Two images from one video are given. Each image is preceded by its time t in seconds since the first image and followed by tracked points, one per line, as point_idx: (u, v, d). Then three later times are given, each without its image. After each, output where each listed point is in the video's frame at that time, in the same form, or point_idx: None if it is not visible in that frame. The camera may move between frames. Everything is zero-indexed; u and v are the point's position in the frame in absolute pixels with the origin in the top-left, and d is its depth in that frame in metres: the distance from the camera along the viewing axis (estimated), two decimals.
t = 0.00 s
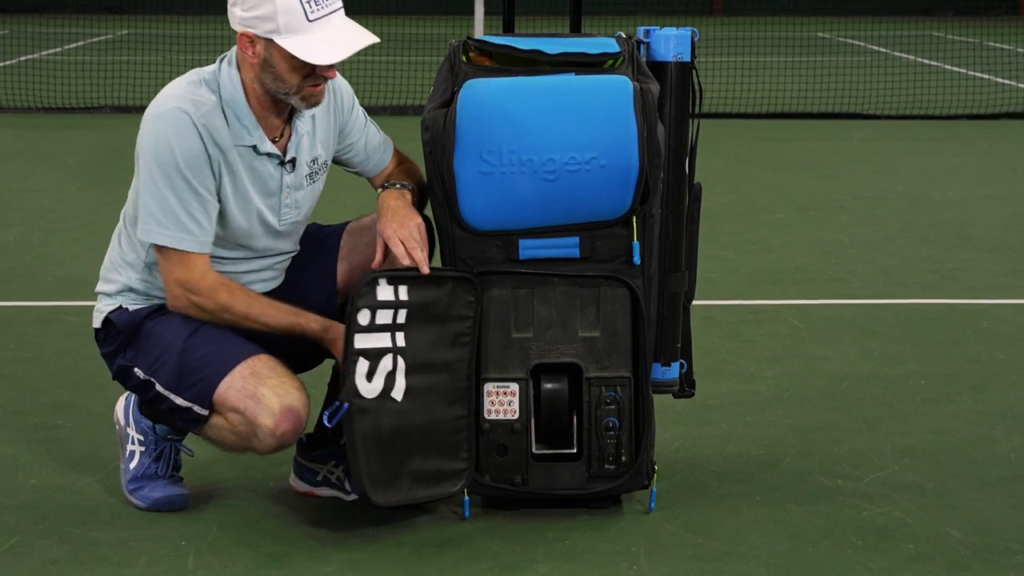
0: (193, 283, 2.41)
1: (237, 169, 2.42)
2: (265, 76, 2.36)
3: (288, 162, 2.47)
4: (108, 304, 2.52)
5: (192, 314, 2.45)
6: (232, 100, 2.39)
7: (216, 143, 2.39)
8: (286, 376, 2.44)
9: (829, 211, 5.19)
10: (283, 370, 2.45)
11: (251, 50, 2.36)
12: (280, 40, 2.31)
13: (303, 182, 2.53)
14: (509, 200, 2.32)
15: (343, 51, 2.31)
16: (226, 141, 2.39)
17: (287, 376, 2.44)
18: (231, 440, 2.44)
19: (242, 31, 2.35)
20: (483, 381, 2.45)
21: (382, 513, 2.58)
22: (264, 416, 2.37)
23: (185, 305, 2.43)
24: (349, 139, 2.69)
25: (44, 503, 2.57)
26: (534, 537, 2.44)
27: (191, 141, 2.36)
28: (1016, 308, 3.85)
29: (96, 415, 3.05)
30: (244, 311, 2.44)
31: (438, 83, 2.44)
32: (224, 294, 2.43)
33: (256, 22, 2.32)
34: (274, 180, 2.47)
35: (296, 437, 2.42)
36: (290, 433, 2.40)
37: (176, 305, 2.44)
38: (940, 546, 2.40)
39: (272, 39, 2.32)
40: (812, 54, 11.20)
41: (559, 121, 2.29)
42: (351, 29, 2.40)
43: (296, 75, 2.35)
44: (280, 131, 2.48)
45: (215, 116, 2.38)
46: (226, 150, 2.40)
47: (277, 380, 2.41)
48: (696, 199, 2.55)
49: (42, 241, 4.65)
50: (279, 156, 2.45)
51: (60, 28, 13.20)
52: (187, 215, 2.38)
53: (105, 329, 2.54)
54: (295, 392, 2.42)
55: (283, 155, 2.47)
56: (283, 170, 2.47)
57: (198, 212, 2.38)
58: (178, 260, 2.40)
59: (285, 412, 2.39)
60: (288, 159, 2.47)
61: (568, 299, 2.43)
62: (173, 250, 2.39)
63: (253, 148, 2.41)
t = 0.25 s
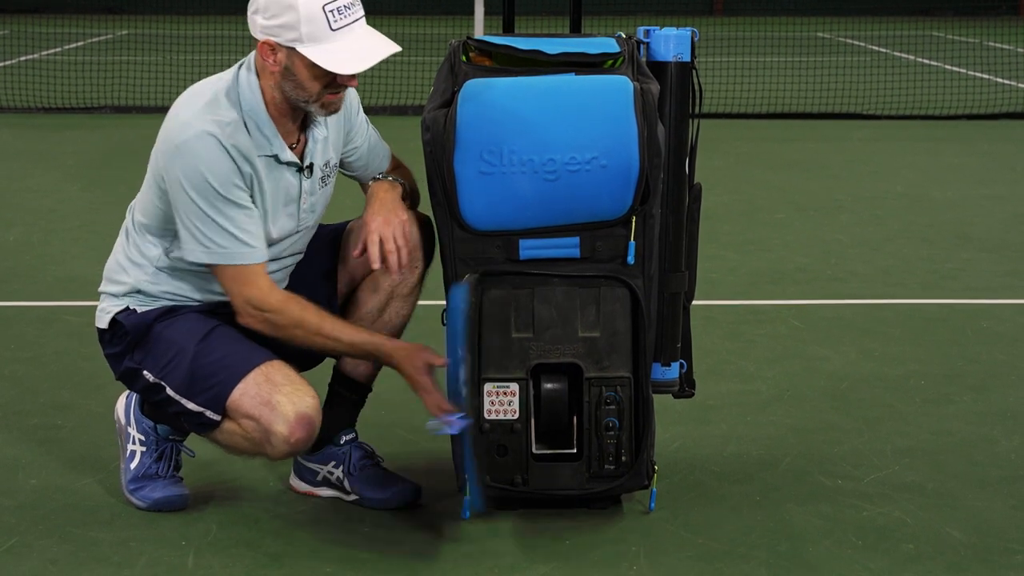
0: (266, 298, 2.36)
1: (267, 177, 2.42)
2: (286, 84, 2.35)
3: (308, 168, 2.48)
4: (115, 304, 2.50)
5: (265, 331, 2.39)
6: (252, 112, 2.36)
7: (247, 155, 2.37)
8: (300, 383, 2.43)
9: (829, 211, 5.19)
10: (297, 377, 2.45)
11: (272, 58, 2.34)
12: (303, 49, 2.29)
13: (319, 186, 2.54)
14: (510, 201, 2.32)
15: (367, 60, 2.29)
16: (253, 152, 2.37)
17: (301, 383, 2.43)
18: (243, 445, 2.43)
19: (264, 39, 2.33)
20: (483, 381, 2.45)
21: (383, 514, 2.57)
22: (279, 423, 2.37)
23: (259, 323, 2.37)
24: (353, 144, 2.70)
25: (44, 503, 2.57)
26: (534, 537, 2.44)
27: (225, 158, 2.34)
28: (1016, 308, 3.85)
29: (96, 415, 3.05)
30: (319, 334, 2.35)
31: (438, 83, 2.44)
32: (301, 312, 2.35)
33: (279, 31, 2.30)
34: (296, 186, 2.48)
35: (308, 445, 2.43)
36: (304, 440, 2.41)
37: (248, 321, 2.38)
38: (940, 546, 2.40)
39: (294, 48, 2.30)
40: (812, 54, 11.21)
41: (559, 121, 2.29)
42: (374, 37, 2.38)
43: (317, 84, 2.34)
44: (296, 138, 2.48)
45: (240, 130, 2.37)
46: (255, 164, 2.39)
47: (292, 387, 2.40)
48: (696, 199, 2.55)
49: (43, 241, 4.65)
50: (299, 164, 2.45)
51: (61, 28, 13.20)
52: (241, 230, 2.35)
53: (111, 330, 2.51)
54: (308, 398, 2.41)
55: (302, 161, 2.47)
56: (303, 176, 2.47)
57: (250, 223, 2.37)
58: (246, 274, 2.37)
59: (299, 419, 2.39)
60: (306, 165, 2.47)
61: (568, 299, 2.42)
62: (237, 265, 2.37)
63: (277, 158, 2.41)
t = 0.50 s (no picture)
0: (321, 300, 2.37)
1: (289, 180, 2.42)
2: (302, 87, 2.34)
3: (320, 170, 2.49)
4: (118, 304, 2.50)
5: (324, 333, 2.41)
6: (273, 118, 2.36)
7: (273, 161, 2.37)
8: (307, 384, 2.43)
9: (830, 211, 5.19)
10: (304, 378, 2.45)
11: (288, 60, 2.33)
12: (319, 50, 2.29)
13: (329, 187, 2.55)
14: (510, 201, 2.31)
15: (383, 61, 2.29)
16: (278, 157, 2.37)
17: (308, 384, 2.44)
18: (248, 445, 2.43)
19: (279, 41, 2.32)
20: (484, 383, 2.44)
21: (383, 514, 2.57)
22: (286, 424, 2.37)
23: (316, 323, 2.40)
24: (360, 145, 2.70)
25: (44, 503, 2.57)
26: (534, 537, 2.44)
27: (255, 168, 2.33)
28: (1016, 308, 3.85)
29: (96, 415, 3.05)
30: (372, 334, 2.39)
31: (438, 83, 2.44)
32: (354, 313, 2.39)
33: (295, 32, 2.29)
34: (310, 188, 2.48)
35: (315, 446, 2.43)
36: (311, 441, 2.41)
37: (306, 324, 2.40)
38: (940, 546, 2.40)
39: (311, 49, 2.30)
40: (811, 54, 11.21)
41: (560, 122, 2.29)
42: (388, 39, 2.38)
43: (333, 86, 2.34)
44: (307, 140, 2.48)
45: (264, 137, 2.36)
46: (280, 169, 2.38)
47: (299, 388, 2.41)
48: (696, 199, 2.55)
49: (43, 241, 4.65)
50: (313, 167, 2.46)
51: (60, 28, 13.19)
52: (283, 235, 2.34)
53: (114, 330, 2.51)
54: (315, 399, 2.41)
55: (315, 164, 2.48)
56: (317, 179, 2.48)
57: (291, 228, 2.36)
58: (297, 275, 2.38)
59: (307, 420, 2.39)
60: (320, 167, 2.48)
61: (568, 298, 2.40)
62: (285, 265, 2.37)
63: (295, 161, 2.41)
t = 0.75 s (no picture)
0: (330, 294, 2.36)
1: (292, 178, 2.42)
2: (303, 84, 2.34)
3: (322, 170, 2.49)
4: (119, 305, 2.50)
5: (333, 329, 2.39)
6: (275, 116, 2.36)
7: (276, 158, 2.37)
8: (308, 387, 2.43)
9: (829, 212, 5.19)
10: (305, 381, 2.45)
11: (289, 58, 2.33)
12: (322, 47, 2.28)
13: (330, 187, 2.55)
14: (510, 201, 2.31)
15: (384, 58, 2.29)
16: (280, 154, 2.37)
17: (309, 386, 2.43)
18: (249, 447, 2.43)
19: (281, 38, 2.32)
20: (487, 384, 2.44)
21: (383, 514, 2.57)
22: (287, 427, 2.37)
23: (325, 319, 2.38)
24: (362, 145, 2.71)
25: (44, 504, 2.57)
26: (534, 538, 2.44)
27: (257, 164, 2.33)
28: (1015, 308, 3.86)
29: (96, 415, 3.05)
30: (380, 328, 2.37)
31: (438, 83, 2.44)
32: (363, 306, 2.37)
33: (297, 29, 2.29)
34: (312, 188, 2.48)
35: (316, 450, 2.42)
36: (312, 444, 2.40)
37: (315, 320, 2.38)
38: (940, 546, 2.40)
39: (313, 46, 2.29)
40: (811, 55, 11.21)
41: (560, 123, 2.29)
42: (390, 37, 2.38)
43: (334, 84, 2.33)
44: (310, 139, 2.48)
45: (266, 134, 2.36)
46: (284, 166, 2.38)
47: (300, 391, 2.40)
48: (697, 199, 2.55)
49: (43, 242, 4.65)
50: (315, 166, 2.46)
51: (60, 28, 13.19)
52: (286, 228, 2.33)
53: (115, 331, 2.51)
54: (316, 402, 2.41)
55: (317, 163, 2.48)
56: (318, 178, 2.49)
57: (295, 222, 2.35)
58: (303, 268, 2.36)
59: (307, 423, 2.38)
60: (322, 166, 2.48)
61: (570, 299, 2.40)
62: (291, 258, 2.35)
63: (298, 159, 2.41)
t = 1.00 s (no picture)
0: (328, 289, 2.36)
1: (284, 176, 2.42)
2: (293, 82, 2.33)
3: (315, 168, 2.49)
4: (119, 305, 2.51)
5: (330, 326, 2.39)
6: (265, 115, 2.36)
7: (266, 157, 2.36)
8: (307, 386, 2.43)
9: (829, 212, 5.19)
10: (304, 380, 2.44)
11: (279, 56, 2.32)
12: (311, 44, 2.27)
13: (325, 184, 2.55)
14: (511, 202, 2.31)
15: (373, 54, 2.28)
16: (271, 153, 2.37)
17: (307, 384, 2.43)
18: (248, 446, 2.43)
19: (269, 36, 2.31)
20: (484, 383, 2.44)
21: (383, 515, 2.57)
22: (286, 426, 2.36)
23: (322, 317, 2.38)
24: (357, 143, 2.69)
25: (44, 504, 2.57)
26: (534, 538, 2.44)
27: (248, 163, 2.32)
28: (1015, 309, 3.86)
29: (96, 416, 3.05)
30: (377, 324, 2.38)
31: (438, 83, 2.44)
32: (360, 302, 2.38)
33: (286, 27, 2.27)
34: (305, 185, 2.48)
35: (315, 448, 2.42)
36: (311, 443, 2.40)
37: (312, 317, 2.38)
38: (940, 547, 2.40)
39: (302, 44, 2.28)
40: (811, 55, 11.21)
41: (560, 124, 2.29)
42: (378, 32, 2.37)
43: (324, 81, 2.33)
44: (303, 137, 2.48)
45: (257, 133, 2.35)
46: (275, 163, 2.38)
47: (299, 390, 2.40)
48: (697, 200, 2.54)
49: (43, 242, 4.65)
50: (308, 164, 2.46)
51: (60, 29, 13.18)
52: (279, 226, 2.33)
53: (115, 331, 2.52)
54: (315, 401, 2.41)
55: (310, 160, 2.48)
56: (311, 175, 2.48)
57: (287, 219, 2.35)
58: (299, 265, 2.36)
59: (307, 422, 2.38)
60: (314, 164, 2.48)
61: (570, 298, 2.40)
62: (289, 253, 2.35)
63: (290, 156, 2.41)
